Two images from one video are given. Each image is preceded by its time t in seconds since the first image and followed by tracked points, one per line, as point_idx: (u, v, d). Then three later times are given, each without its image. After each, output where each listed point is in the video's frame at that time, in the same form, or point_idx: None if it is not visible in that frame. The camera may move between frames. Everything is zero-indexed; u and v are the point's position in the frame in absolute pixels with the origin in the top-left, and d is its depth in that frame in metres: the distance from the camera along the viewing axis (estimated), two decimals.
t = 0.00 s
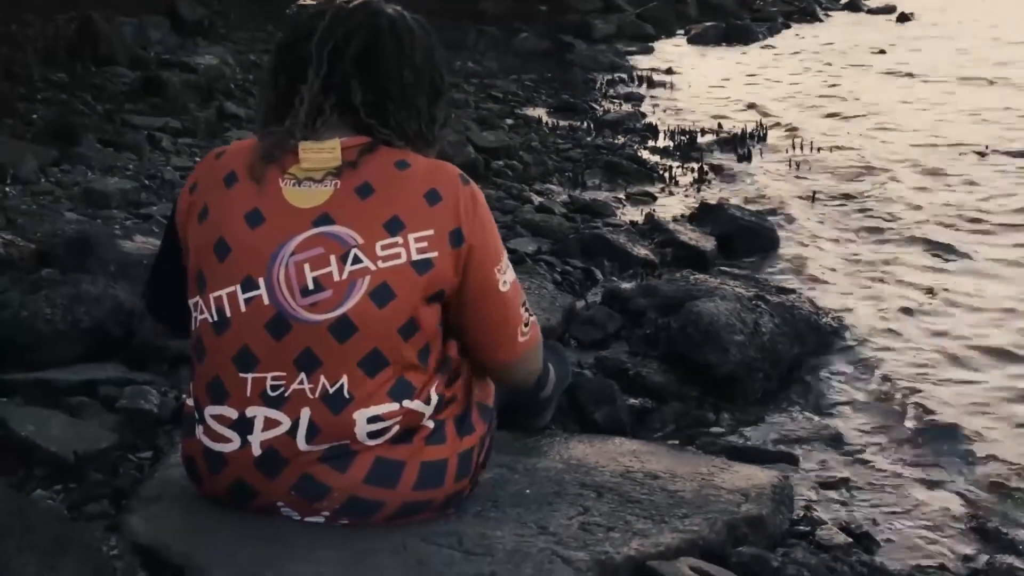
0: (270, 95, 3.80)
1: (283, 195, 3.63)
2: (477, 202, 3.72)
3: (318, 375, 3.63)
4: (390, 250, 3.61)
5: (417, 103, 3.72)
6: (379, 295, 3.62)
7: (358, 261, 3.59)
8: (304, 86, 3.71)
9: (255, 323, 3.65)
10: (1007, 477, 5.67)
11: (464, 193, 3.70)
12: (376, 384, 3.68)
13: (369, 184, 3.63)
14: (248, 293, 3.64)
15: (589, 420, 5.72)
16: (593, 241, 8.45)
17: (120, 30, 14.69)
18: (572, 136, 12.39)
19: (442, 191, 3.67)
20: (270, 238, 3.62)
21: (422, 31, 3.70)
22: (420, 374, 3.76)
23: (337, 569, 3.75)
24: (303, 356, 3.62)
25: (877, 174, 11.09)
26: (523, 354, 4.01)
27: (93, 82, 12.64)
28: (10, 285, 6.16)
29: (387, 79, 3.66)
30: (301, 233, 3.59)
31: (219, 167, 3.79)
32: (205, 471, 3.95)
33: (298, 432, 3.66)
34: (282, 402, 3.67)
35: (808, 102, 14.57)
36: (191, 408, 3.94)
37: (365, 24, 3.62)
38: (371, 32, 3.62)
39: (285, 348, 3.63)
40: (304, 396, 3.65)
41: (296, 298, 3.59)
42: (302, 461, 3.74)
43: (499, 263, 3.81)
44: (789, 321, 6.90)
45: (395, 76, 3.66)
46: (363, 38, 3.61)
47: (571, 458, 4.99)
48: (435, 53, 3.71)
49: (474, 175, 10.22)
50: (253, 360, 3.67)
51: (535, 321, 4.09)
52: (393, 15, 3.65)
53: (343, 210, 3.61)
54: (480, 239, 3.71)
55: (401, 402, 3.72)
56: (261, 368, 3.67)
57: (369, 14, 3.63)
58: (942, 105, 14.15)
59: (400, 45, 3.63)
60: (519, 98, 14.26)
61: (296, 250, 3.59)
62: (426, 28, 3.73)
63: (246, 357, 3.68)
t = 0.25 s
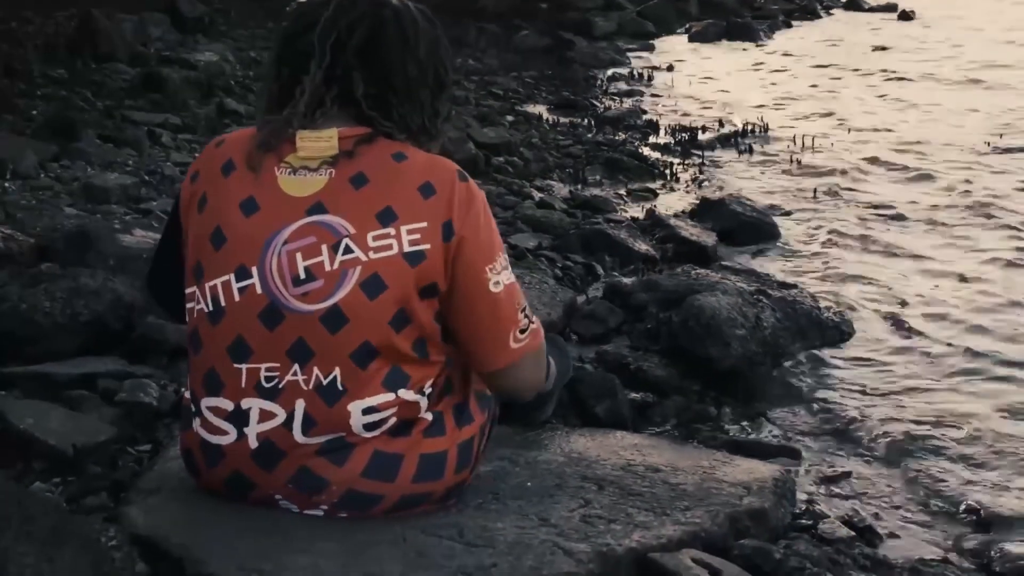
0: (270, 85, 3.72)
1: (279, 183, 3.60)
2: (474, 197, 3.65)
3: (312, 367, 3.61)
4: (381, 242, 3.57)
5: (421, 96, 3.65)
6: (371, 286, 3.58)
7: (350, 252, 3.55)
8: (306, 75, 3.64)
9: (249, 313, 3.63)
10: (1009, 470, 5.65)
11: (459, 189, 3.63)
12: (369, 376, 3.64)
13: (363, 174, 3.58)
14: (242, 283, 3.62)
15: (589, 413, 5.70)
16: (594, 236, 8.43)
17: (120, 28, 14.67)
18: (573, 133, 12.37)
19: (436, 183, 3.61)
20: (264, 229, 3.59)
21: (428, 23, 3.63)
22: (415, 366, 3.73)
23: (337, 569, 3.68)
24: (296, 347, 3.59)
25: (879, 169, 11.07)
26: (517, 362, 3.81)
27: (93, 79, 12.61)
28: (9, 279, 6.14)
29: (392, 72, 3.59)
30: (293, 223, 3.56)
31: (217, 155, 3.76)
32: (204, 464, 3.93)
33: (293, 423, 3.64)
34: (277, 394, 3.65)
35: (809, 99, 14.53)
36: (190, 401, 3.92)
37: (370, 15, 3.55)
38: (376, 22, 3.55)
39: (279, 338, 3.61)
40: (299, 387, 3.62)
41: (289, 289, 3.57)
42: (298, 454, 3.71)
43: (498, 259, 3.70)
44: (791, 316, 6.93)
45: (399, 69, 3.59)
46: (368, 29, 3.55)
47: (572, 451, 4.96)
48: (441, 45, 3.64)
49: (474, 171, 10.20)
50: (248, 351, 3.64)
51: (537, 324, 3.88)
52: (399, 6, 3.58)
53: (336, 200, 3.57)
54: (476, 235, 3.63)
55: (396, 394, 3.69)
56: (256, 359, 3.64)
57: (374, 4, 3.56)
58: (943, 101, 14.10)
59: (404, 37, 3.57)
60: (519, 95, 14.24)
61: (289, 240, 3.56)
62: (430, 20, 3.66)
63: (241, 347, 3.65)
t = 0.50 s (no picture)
0: (281, 82, 3.63)
1: (294, 183, 3.52)
2: (488, 202, 3.63)
3: (323, 367, 3.55)
4: (397, 243, 3.51)
5: (436, 97, 3.61)
6: (385, 288, 3.52)
7: (365, 253, 3.49)
8: (323, 75, 3.56)
9: (260, 313, 3.55)
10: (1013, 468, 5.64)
11: (474, 193, 3.60)
12: (380, 378, 3.59)
13: (379, 175, 3.52)
14: (255, 282, 3.53)
15: (592, 412, 5.69)
16: (597, 236, 8.41)
17: (120, 27, 14.65)
18: (574, 132, 12.36)
19: (452, 186, 3.57)
20: (278, 228, 3.51)
21: (441, 23, 3.59)
22: (426, 368, 3.69)
23: (345, 555, 3.71)
24: (308, 347, 3.53)
25: (881, 168, 11.05)
26: (519, 370, 3.83)
27: (95, 78, 12.59)
28: (10, 279, 6.14)
29: (407, 73, 3.54)
30: (308, 222, 3.48)
31: (227, 153, 3.66)
32: (207, 461, 3.87)
33: (302, 425, 3.58)
34: (286, 394, 3.59)
35: (811, 98, 14.51)
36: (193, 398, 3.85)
37: (386, 16, 3.49)
38: (392, 23, 3.49)
39: (290, 339, 3.54)
40: (309, 388, 3.56)
41: (302, 288, 3.50)
42: (305, 453, 3.65)
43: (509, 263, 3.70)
44: (794, 315, 6.90)
45: (415, 70, 3.54)
46: (384, 29, 3.49)
47: (575, 450, 4.94)
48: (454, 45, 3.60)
49: (476, 171, 10.19)
50: (258, 350, 3.57)
51: (533, 332, 3.91)
52: (414, 6, 3.53)
53: (352, 199, 3.50)
54: (490, 241, 3.61)
55: (407, 395, 3.64)
56: (266, 358, 3.57)
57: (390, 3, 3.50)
58: (945, 100, 14.08)
59: (419, 38, 3.52)
60: (521, 95, 14.23)
61: (303, 239, 3.48)
62: (445, 20, 3.62)
63: (251, 347, 3.58)
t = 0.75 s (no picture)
0: (285, 84, 3.61)
1: (298, 185, 3.50)
2: (492, 207, 3.62)
3: (323, 370, 3.53)
4: (400, 247, 3.50)
5: (440, 98, 3.57)
6: (387, 292, 3.51)
7: (368, 256, 3.47)
8: (327, 78, 3.54)
9: (261, 315, 3.53)
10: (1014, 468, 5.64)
11: (479, 197, 3.59)
12: (381, 381, 3.58)
13: (383, 178, 3.51)
14: (256, 284, 3.52)
15: (592, 412, 5.69)
16: (597, 236, 8.41)
17: (121, 27, 14.65)
18: (575, 132, 12.36)
19: (456, 190, 3.56)
20: (280, 230, 3.49)
21: (447, 24, 3.54)
22: (427, 371, 3.67)
23: (344, 554, 3.71)
24: (309, 350, 3.51)
25: (881, 168, 11.04)
26: (517, 374, 3.80)
27: (95, 78, 12.60)
28: (11, 279, 6.15)
29: (411, 75, 3.50)
30: (311, 225, 3.47)
31: (232, 154, 3.65)
32: (206, 461, 3.86)
33: (302, 427, 3.57)
34: (286, 396, 3.57)
35: (811, 99, 14.51)
36: (194, 398, 3.84)
37: (389, 18, 3.45)
38: (395, 25, 3.46)
39: (291, 341, 3.52)
40: (308, 390, 3.55)
41: (303, 291, 3.48)
42: (305, 455, 3.64)
43: (511, 267, 3.68)
44: (794, 315, 6.90)
45: (419, 72, 3.50)
46: (388, 32, 3.45)
47: (575, 450, 4.94)
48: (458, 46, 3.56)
49: (476, 171, 10.20)
50: (259, 352, 3.56)
51: (535, 338, 3.89)
52: (417, 6, 3.48)
53: (355, 202, 3.49)
54: (494, 245, 3.60)
55: (408, 397, 3.63)
56: (267, 360, 3.56)
57: (393, 5, 3.46)
58: (946, 101, 14.07)
59: (424, 39, 3.48)
60: (521, 95, 14.23)
61: (306, 241, 3.47)
62: (450, 20, 3.57)
63: (252, 349, 3.57)
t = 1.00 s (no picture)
0: (288, 97, 3.61)
1: (301, 200, 3.49)
2: (494, 223, 3.61)
3: (324, 384, 3.52)
4: (401, 262, 3.49)
5: (443, 111, 3.57)
6: (388, 307, 3.49)
7: (370, 271, 3.46)
8: (330, 92, 3.54)
9: (262, 329, 3.53)
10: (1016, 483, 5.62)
11: (481, 214, 3.58)
12: (381, 396, 3.56)
13: (385, 193, 3.50)
14: (257, 298, 3.51)
15: (592, 427, 5.68)
16: (598, 249, 8.41)
17: (122, 41, 14.68)
18: (575, 146, 12.36)
19: (459, 206, 3.55)
20: (282, 245, 3.49)
21: (450, 36, 3.54)
22: (427, 386, 3.66)
23: (344, 569, 3.67)
24: (310, 364, 3.50)
25: (881, 182, 11.05)
26: (517, 392, 3.80)
27: (96, 92, 12.61)
28: (11, 293, 6.14)
29: (414, 89, 3.49)
30: (312, 239, 3.46)
31: (235, 168, 3.65)
32: (206, 475, 3.84)
33: (301, 442, 3.55)
34: (286, 410, 3.56)
35: (811, 113, 14.52)
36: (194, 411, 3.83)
37: (391, 32, 3.45)
38: (398, 38, 3.45)
39: (292, 355, 3.51)
40: (309, 405, 3.53)
41: (304, 305, 3.47)
42: (304, 469, 3.62)
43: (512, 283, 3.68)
44: (795, 329, 6.89)
45: (422, 85, 3.50)
46: (391, 45, 3.44)
47: (576, 464, 4.93)
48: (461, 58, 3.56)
49: (477, 184, 10.22)
50: (259, 366, 3.55)
51: (535, 354, 3.89)
52: (419, 19, 3.48)
53: (357, 217, 3.48)
54: (495, 262, 3.59)
55: (407, 412, 3.62)
56: (267, 374, 3.55)
57: (395, 19, 3.45)
58: (946, 115, 14.08)
59: (426, 52, 3.47)
60: (522, 109, 14.25)
61: (308, 255, 3.46)
62: (453, 32, 3.57)
63: (252, 362, 3.56)
